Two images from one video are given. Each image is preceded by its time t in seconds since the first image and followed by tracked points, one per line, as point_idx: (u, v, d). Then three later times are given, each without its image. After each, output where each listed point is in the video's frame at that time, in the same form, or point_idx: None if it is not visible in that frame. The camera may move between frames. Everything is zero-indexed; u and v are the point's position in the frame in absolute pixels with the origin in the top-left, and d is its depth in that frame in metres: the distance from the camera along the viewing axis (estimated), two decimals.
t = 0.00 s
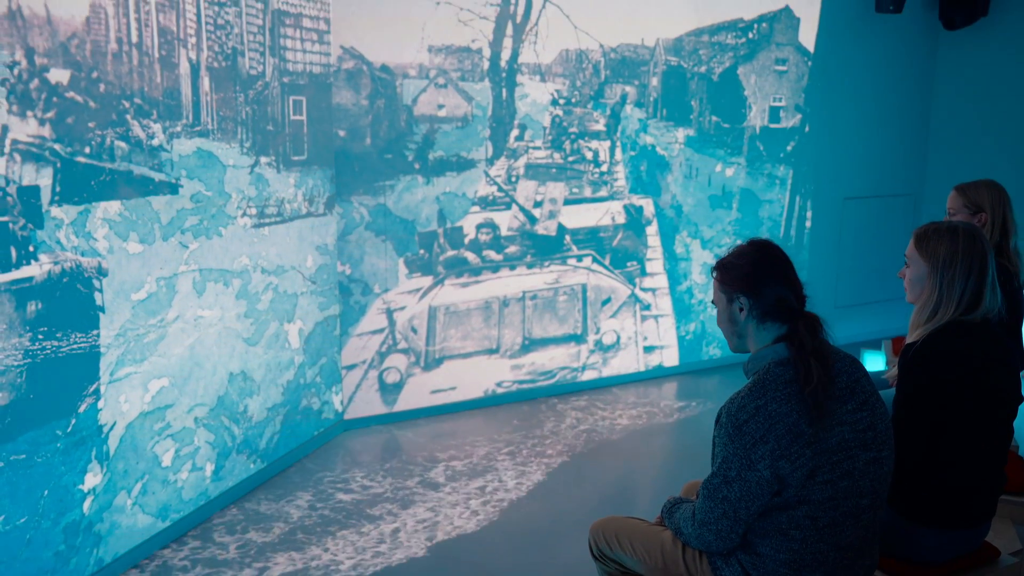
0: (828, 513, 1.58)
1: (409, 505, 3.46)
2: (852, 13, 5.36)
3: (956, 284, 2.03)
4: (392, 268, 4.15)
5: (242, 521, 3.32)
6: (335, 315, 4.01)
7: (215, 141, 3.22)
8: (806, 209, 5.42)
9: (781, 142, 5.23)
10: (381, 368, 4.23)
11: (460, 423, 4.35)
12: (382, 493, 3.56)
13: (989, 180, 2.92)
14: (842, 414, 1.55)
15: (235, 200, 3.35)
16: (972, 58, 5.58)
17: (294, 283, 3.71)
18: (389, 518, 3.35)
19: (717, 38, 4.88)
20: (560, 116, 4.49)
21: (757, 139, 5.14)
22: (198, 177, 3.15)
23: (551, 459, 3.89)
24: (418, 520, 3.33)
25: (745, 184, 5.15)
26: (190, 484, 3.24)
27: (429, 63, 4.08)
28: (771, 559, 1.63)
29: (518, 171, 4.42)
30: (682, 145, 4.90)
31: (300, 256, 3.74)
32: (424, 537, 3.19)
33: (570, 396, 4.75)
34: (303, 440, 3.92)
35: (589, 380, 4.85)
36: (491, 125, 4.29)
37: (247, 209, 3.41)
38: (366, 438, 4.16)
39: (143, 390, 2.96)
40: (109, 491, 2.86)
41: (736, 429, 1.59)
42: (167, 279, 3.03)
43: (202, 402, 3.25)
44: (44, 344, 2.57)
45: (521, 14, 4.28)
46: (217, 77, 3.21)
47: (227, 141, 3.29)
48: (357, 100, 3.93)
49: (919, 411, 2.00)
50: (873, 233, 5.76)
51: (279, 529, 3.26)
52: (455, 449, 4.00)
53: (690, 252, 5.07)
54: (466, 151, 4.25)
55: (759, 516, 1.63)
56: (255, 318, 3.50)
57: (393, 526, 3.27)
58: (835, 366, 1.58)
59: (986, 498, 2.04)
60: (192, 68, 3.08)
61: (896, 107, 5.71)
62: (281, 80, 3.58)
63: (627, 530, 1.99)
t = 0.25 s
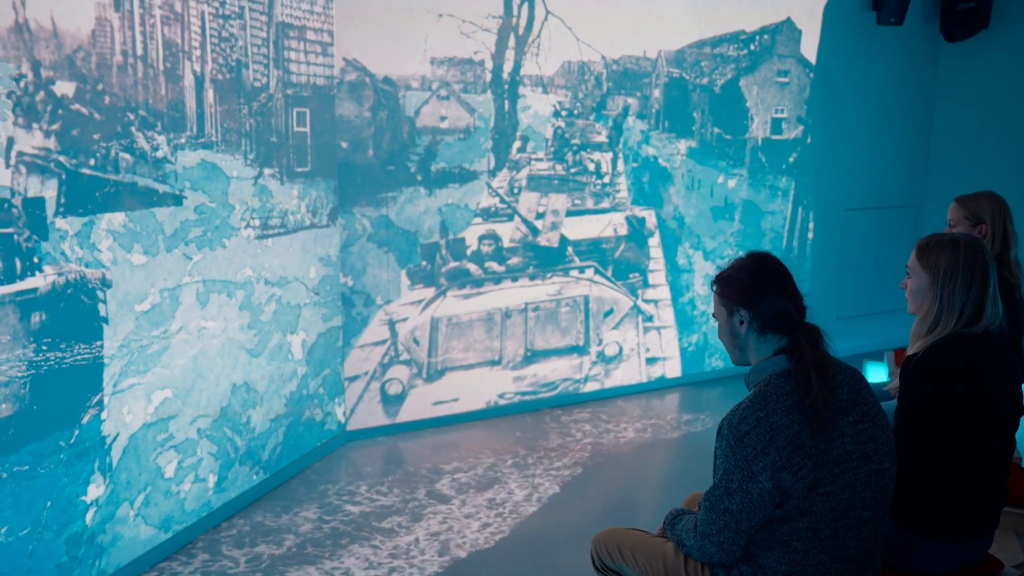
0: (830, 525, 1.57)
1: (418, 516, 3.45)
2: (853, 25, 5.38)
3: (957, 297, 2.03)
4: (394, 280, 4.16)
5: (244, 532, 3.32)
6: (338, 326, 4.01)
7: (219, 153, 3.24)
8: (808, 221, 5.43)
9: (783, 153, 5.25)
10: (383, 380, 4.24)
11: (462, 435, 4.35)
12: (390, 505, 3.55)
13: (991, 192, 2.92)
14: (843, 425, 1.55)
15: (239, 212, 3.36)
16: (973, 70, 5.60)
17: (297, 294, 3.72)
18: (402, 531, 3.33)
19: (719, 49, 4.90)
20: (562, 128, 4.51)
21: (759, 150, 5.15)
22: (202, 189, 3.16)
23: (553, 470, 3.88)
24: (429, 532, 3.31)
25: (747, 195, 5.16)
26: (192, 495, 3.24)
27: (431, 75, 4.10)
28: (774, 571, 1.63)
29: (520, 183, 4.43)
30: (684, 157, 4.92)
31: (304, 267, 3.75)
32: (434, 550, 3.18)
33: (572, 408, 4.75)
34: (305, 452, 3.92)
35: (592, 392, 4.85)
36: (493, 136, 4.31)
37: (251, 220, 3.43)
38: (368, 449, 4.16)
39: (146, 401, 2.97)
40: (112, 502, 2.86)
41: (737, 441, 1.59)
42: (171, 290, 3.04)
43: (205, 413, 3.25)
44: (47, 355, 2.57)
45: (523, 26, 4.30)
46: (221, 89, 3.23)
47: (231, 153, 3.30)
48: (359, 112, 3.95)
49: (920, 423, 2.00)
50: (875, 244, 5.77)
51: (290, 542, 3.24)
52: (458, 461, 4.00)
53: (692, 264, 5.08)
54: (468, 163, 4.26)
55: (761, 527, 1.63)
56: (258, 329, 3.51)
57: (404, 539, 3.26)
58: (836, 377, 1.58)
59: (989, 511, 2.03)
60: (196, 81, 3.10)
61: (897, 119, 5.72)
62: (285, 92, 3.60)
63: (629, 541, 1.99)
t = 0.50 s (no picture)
0: (832, 537, 1.57)
1: (429, 529, 3.44)
2: (854, 38, 5.41)
3: (955, 310, 2.03)
4: (396, 291, 4.17)
5: (246, 544, 3.31)
6: (340, 338, 4.02)
7: (223, 165, 3.25)
8: (810, 233, 5.43)
9: (785, 165, 5.26)
10: (385, 392, 4.24)
11: (464, 446, 4.35)
12: (398, 518, 3.54)
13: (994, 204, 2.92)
14: (844, 437, 1.55)
15: (242, 223, 3.38)
16: (975, 83, 5.63)
17: (300, 306, 3.73)
18: (415, 544, 3.31)
19: (721, 62, 4.92)
20: (564, 140, 4.53)
21: (761, 162, 5.16)
22: (206, 201, 3.18)
23: (557, 482, 3.87)
24: (443, 546, 3.29)
25: (749, 208, 5.17)
26: (194, 506, 3.24)
27: (434, 87, 4.12)
28: None
29: (522, 195, 4.44)
30: (686, 169, 4.93)
31: (307, 278, 3.76)
32: (446, 564, 3.16)
33: (574, 420, 4.75)
34: (308, 463, 3.92)
35: (594, 403, 4.85)
36: (496, 148, 4.33)
37: (254, 232, 3.44)
38: (370, 461, 4.16)
39: (149, 413, 2.97)
40: (114, 513, 2.86)
41: (738, 453, 1.59)
42: (174, 301, 3.05)
43: (208, 425, 3.25)
44: (51, 366, 2.58)
45: (525, 38, 4.33)
46: (225, 101, 3.25)
47: (234, 165, 3.32)
48: (362, 124, 3.97)
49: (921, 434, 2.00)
50: (876, 256, 5.77)
51: (299, 555, 3.23)
52: (461, 473, 4.00)
53: (694, 275, 5.08)
54: (470, 175, 4.28)
55: (762, 540, 1.63)
56: (261, 341, 3.51)
57: (418, 553, 3.24)
58: (836, 389, 1.58)
59: (991, 524, 2.03)
60: (200, 93, 3.12)
61: (899, 131, 5.74)
62: (289, 104, 3.61)
63: (631, 553, 2.00)
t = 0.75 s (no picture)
0: (834, 549, 1.57)
1: (433, 540, 3.44)
2: (856, 50, 5.43)
3: (958, 322, 2.03)
4: (399, 303, 4.18)
5: (249, 555, 3.31)
6: (344, 349, 4.03)
7: (227, 176, 3.27)
8: (813, 244, 5.44)
9: (787, 177, 5.27)
10: (387, 403, 4.24)
11: (466, 458, 4.35)
12: (402, 529, 3.54)
13: (997, 215, 2.92)
14: (846, 448, 1.55)
15: (247, 235, 3.39)
16: (977, 96, 5.66)
17: (304, 317, 3.74)
18: (430, 558, 3.28)
19: (723, 74, 4.94)
20: (567, 151, 4.54)
21: (764, 174, 5.18)
22: (210, 213, 3.19)
23: (561, 494, 3.87)
24: (459, 559, 3.27)
25: (752, 219, 5.18)
26: (198, 518, 3.24)
27: (437, 99, 4.14)
28: None
29: (525, 207, 4.46)
30: (688, 181, 4.94)
31: (310, 290, 3.77)
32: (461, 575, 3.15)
33: (576, 431, 4.75)
34: (311, 474, 3.92)
35: (596, 415, 4.86)
36: (498, 160, 4.35)
37: (258, 243, 3.45)
38: (372, 472, 4.16)
39: (153, 424, 2.98)
40: (118, 525, 2.87)
41: (740, 464, 1.59)
42: (179, 312, 3.06)
43: (211, 436, 3.26)
44: (55, 377, 2.59)
45: (528, 51, 4.35)
46: (230, 113, 3.26)
47: (239, 177, 3.34)
48: (365, 136, 3.99)
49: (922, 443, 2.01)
50: (879, 267, 5.77)
51: (312, 569, 3.21)
52: (465, 484, 3.99)
53: (697, 287, 5.09)
54: (473, 187, 4.29)
55: (764, 551, 1.63)
56: (265, 352, 3.52)
57: (434, 566, 3.21)
58: (838, 400, 1.58)
59: (993, 536, 2.02)
60: (205, 105, 3.14)
61: (901, 143, 5.75)
62: (293, 116, 3.63)
63: (634, 563, 2.01)
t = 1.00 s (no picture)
0: (838, 562, 1.57)
1: (439, 553, 3.43)
2: (859, 63, 5.45)
3: (961, 335, 2.03)
4: (403, 315, 4.19)
5: (253, 568, 3.31)
6: (348, 362, 4.03)
7: (233, 190, 3.29)
8: (817, 256, 5.44)
9: (791, 189, 5.28)
10: (391, 416, 4.25)
11: (471, 471, 4.35)
12: (409, 542, 3.53)
13: (1000, 227, 2.93)
14: (849, 461, 1.55)
15: (252, 248, 3.41)
16: (980, 110, 5.70)
17: (309, 329, 3.75)
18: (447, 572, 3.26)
19: (727, 86, 4.96)
20: (571, 164, 4.56)
21: (767, 187, 5.19)
22: (216, 226, 3.21)
23: (567, 507, 3.87)
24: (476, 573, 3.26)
25: (755, 231, 5.18)
26: (202, 530, 3.24)
27: (441, 112, 4.17)
28: None
29: (529, 219, 4.47)
30: (692, 193, 4.95)
31: (315, 302, 3.79)
32: None
33: (581, 444, 4.75)
34: (314, 487, 3.92)
35: (600, 428, 4.86)
36: (502, 173, 4.36)
37: (263, 256, 3.47)
38: (376, 485, 4.16)
39: (158, 436, 2.98)
40: (123, 537, 2.87)
41: (744, 477, 1.59)
42: (184, 325, 3.08)
43: (217, 448, 3.26)
44: (61, 390, 2.60)
45: (532, 64, 4.38)
46: (236, 126, 3.29)
47: (245, 190, 3.35)
48: (369, 149, 4.01)
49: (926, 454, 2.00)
50: (883, 279, 5.77)
51: None
52: (470, 497, 3.99)
53: (701, 299, 5.09)
54: (477, 199, 4.31)
55: (769, 564, 1.63)
56: (270, 364, 3.53)
57: None
58: (842, 413, 1.58)
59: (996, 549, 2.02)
60: (211, 118, 3.16)
61: (904, 155, 5.76)
62: (299, 129, 3.65)
63: None
